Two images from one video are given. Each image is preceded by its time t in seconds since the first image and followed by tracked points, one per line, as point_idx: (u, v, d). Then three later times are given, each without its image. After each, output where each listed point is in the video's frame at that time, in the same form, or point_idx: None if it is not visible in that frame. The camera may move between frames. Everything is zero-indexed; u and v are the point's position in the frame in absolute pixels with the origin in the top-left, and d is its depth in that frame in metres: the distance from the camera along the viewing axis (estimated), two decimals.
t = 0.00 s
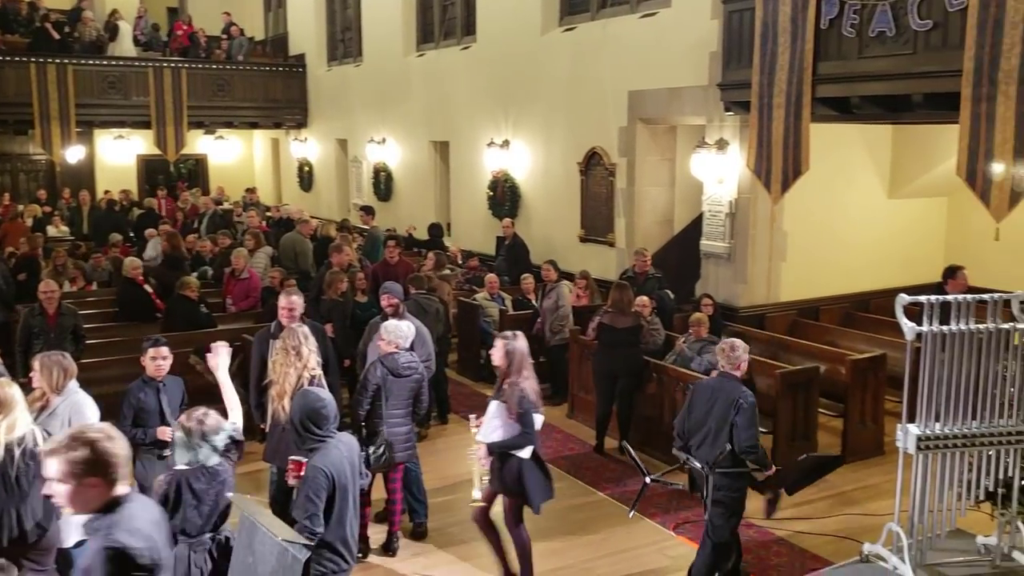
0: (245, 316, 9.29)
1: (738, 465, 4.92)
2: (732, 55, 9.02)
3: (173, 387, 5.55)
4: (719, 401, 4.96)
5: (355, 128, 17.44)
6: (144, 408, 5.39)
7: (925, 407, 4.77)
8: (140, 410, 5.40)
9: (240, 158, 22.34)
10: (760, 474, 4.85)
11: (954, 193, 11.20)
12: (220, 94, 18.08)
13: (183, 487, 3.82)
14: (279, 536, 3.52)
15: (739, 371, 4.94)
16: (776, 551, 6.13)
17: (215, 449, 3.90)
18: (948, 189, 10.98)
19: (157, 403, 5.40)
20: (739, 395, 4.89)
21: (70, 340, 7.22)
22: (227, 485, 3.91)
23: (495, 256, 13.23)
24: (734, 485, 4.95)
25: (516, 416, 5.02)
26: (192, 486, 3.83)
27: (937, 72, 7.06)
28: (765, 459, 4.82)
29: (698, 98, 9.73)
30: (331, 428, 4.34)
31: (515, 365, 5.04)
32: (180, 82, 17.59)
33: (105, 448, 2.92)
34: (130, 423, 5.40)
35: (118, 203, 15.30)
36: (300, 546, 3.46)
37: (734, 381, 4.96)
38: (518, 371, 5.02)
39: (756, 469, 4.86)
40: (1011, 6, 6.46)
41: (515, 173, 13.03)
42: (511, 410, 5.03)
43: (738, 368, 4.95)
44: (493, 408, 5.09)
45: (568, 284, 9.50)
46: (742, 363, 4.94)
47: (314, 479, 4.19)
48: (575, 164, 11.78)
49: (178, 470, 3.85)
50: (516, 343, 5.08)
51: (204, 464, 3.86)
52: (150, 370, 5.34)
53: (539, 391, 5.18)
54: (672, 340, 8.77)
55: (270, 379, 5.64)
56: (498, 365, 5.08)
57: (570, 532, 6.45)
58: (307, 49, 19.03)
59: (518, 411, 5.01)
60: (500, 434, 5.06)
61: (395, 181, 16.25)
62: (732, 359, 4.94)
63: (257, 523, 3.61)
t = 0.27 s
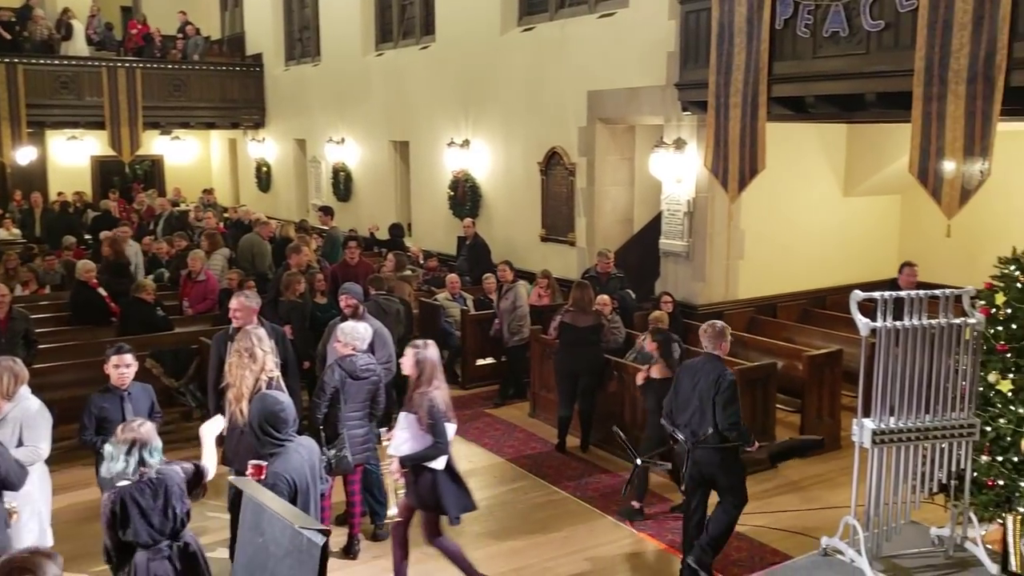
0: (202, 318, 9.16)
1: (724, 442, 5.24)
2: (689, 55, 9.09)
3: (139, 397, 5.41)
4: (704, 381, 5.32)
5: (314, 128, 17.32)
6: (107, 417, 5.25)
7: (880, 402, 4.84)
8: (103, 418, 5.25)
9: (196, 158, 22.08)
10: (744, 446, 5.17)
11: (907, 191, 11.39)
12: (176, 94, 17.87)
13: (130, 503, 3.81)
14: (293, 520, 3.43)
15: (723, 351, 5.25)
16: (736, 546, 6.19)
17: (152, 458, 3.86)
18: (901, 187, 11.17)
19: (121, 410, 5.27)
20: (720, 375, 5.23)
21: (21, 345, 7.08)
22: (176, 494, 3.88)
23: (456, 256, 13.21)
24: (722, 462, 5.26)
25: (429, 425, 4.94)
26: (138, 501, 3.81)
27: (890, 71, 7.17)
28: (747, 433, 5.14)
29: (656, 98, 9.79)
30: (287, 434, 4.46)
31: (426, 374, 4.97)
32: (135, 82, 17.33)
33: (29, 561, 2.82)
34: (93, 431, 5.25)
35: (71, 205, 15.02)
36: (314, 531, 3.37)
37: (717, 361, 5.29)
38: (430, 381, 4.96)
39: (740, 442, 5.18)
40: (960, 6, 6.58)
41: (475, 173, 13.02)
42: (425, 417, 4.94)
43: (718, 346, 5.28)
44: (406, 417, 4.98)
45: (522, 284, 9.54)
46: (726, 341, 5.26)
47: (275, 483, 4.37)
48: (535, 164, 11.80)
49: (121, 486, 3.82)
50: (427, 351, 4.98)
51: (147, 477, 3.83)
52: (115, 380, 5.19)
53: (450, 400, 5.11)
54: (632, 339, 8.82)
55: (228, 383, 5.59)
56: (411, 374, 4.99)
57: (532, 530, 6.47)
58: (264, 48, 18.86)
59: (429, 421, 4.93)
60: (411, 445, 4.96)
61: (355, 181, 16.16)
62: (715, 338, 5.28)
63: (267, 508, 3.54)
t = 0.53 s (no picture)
0: (159, 319, 9.03)
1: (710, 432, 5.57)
2: (648, 51, 9.13)
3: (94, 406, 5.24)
4: (692, 374, 5.55)
5: (273, 125, 17.16)
6: (61, 426, 5.16)
7: (836, 396, 4.91)
8: (57, 428, 5.16)
9: (153, 156, 21.78)
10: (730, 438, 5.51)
11: (863, 187, 11.55)
12: (131, 91, 17.61)
13: (91, 503, 3.95)
14: (310, 500, 2.94)
15: (713, 344, 5.51)
16: (697, 539, 6.25)
17: (118, 456, 4.03)
18: (858, 182, 11.31)
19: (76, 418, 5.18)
20: (709, 368, 5.47)
21: None
22: (137, 497, 4.04)
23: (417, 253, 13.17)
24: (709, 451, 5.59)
25: (341, 428, 4.68)
26: (101, 501, 3.96)
27: (846, 68, 7.26)
28: (734, 425, 5.47)
29: (616, 95, 9.84)
30: (248, 432, 4.27)
31: (336, 375, 4.58)
32: (89, 78, 17.04)
33: (97, 535, 2.78)
34: (48, 442, 5.15)
35: (24, 204, 14.74)
36: (334, 507, 2.86)
37: (707, 354, 5.54)
38: (341, 383, 4.58)
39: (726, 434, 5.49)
40: (913, 4, 6.67)
41: (436, 170, 12.98)
42: (335, 423, 4.67)
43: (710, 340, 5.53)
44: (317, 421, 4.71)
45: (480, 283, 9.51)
46: (716, 335, 5.51)
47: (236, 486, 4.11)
48: (496, 160, 11.79)
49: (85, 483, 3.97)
50: (335, 352, 4.63)
51: (112, 477, 4.00)
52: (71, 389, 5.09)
53: (365, 398, 4.82)
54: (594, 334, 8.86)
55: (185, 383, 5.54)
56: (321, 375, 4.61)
57: (495, 528, 6.47)
58: (222, 44, 18.64)
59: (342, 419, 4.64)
60: (327, 449, 4.68)
61: (315, 178, 16.04)
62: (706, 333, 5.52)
63: (280, 489, 3.04)
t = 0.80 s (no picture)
0: (116, 321, 8.88)
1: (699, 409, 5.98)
2: (607, 48, 9.16)
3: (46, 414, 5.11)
4: (686, 357, 5.91)
5: (231, 123, 16.98)
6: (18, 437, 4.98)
7: (795, 388, 4.96)
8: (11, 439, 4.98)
9: (109, 156, 21.45)
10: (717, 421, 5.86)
11: (819, 180, 11.69)
12: (86, 91, 17.38)
13: (46, 507, 4.18)
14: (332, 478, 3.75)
15: (706, 328, 5.86)
16: (661, 532, 6.29)
17: (79, 461, 4.23)
18: (814, 176, 11.46)
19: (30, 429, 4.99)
20: (703, 351, 5.83)
21: None
22: (90, 503, 4.24)
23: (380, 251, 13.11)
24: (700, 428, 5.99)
25: (247, 442, 4.66)
26: (54, 506, 4.18)
27: (800, 63, 7.34)
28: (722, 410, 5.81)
29: (576, 91, 9.87)
30: (206, 437, 4.19)
31: (243, 385, 4.57)
32: (41, 77, 16.69)
33: (139, 515, 2.92)
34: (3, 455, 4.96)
35: None
36: (355, 480, 3.71)
37: (700, 338, 5.88)
38: (247, 393, 4.57)
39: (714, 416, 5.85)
40: None
41: (397, 167, 12.92)
42: (241, 435, 4.64)
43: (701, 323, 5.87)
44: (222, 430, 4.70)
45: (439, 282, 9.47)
46: (708, 320, 5.86)
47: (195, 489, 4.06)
48: (458, 158, 11.78)
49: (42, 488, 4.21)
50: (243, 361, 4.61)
51: (69, 482, 4.22)
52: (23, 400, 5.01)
53: (274, 412, 4.80)
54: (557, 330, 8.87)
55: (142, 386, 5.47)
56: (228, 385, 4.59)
57: (461, 525, 6.47)
58: (178, 42, 18.40)
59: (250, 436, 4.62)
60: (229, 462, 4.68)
61: (274, 177, 15.89)
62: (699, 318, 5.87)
63: (301, 468, 3.87)
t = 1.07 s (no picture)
0: (69, 322, 8.72)
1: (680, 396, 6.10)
2: (564, 44, 9.17)
3: None
4: (669, 347, 6.03)
5: (185, 120, 16.75)
6: None
7: (752, 380, 5.01)
8: None
9: (60, 154, 21.05)
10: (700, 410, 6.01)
11: (774, 176, 11.82)
12: (35, 87, 16.99)
13: None
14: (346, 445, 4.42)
15: (687, 318, 6.01)
16: (621, 526, 6.32)
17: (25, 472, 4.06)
18: (770, 171, 11.58)
19: None
20: (687, 341, 5.97)
21: None
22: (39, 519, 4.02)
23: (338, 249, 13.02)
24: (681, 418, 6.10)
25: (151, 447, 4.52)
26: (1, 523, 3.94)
27: (754, 59, 7.41)
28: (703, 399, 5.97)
29: (534, 88, 9.88)
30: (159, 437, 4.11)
31: (145, 386, 4.40)
32: None
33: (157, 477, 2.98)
34: None
35: None
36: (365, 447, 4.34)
37: (683, 328, 6.02)
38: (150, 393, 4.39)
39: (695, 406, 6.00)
40: None
41: (355, 164, 12.83)
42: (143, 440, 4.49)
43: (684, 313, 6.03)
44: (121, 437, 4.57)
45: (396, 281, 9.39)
46: (690, 311, 6.02)
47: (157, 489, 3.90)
48: (416, 154, 11.73)
49: None
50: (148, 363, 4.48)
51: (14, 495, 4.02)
52: None
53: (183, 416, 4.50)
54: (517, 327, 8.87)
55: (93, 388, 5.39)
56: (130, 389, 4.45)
57: (421, 524, 6.45)
58: (130, 38, 18.10)
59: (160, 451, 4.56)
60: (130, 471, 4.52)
61: (230, 175, 15.71)
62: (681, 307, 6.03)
63: (324, 437, 4.55)
